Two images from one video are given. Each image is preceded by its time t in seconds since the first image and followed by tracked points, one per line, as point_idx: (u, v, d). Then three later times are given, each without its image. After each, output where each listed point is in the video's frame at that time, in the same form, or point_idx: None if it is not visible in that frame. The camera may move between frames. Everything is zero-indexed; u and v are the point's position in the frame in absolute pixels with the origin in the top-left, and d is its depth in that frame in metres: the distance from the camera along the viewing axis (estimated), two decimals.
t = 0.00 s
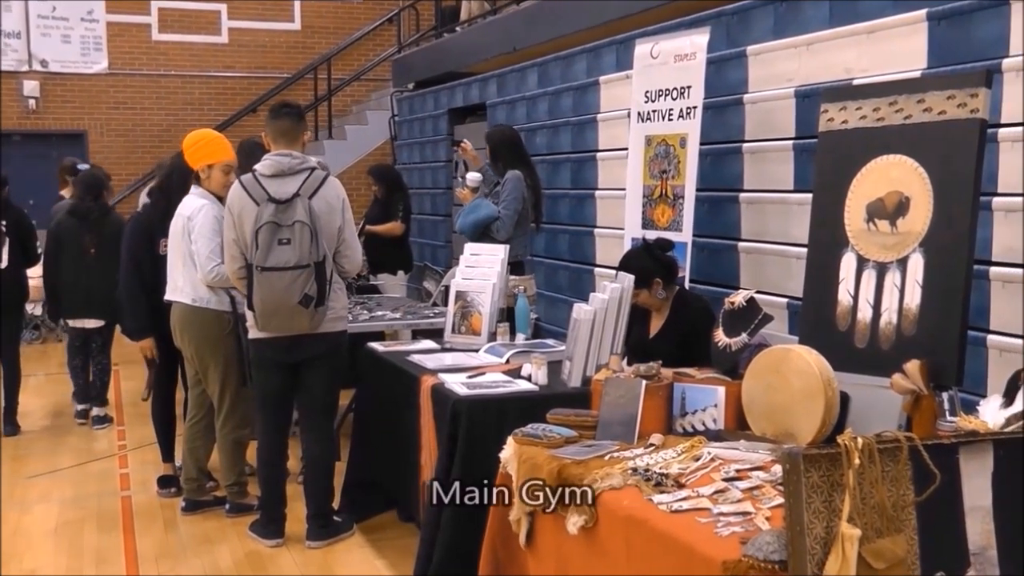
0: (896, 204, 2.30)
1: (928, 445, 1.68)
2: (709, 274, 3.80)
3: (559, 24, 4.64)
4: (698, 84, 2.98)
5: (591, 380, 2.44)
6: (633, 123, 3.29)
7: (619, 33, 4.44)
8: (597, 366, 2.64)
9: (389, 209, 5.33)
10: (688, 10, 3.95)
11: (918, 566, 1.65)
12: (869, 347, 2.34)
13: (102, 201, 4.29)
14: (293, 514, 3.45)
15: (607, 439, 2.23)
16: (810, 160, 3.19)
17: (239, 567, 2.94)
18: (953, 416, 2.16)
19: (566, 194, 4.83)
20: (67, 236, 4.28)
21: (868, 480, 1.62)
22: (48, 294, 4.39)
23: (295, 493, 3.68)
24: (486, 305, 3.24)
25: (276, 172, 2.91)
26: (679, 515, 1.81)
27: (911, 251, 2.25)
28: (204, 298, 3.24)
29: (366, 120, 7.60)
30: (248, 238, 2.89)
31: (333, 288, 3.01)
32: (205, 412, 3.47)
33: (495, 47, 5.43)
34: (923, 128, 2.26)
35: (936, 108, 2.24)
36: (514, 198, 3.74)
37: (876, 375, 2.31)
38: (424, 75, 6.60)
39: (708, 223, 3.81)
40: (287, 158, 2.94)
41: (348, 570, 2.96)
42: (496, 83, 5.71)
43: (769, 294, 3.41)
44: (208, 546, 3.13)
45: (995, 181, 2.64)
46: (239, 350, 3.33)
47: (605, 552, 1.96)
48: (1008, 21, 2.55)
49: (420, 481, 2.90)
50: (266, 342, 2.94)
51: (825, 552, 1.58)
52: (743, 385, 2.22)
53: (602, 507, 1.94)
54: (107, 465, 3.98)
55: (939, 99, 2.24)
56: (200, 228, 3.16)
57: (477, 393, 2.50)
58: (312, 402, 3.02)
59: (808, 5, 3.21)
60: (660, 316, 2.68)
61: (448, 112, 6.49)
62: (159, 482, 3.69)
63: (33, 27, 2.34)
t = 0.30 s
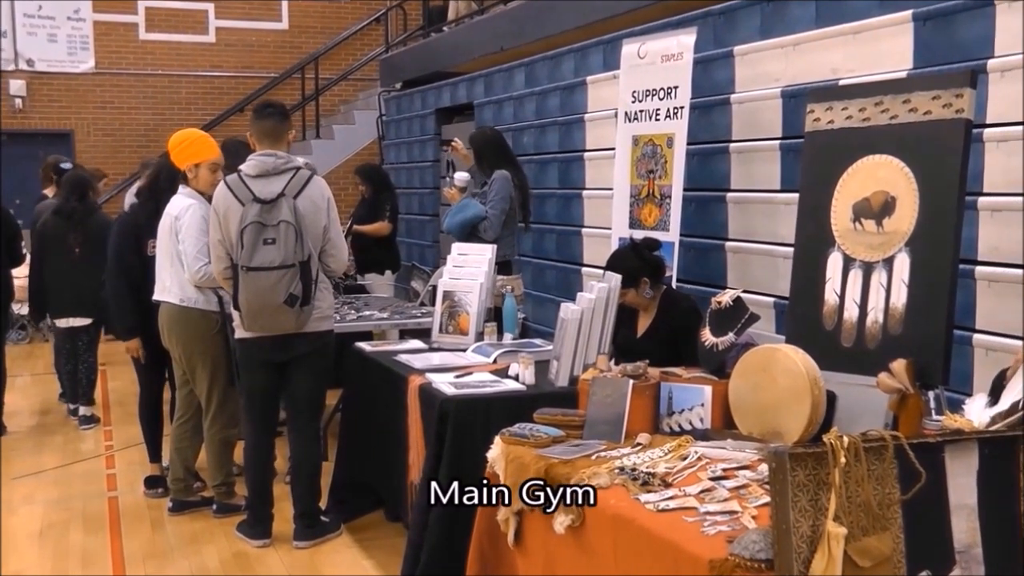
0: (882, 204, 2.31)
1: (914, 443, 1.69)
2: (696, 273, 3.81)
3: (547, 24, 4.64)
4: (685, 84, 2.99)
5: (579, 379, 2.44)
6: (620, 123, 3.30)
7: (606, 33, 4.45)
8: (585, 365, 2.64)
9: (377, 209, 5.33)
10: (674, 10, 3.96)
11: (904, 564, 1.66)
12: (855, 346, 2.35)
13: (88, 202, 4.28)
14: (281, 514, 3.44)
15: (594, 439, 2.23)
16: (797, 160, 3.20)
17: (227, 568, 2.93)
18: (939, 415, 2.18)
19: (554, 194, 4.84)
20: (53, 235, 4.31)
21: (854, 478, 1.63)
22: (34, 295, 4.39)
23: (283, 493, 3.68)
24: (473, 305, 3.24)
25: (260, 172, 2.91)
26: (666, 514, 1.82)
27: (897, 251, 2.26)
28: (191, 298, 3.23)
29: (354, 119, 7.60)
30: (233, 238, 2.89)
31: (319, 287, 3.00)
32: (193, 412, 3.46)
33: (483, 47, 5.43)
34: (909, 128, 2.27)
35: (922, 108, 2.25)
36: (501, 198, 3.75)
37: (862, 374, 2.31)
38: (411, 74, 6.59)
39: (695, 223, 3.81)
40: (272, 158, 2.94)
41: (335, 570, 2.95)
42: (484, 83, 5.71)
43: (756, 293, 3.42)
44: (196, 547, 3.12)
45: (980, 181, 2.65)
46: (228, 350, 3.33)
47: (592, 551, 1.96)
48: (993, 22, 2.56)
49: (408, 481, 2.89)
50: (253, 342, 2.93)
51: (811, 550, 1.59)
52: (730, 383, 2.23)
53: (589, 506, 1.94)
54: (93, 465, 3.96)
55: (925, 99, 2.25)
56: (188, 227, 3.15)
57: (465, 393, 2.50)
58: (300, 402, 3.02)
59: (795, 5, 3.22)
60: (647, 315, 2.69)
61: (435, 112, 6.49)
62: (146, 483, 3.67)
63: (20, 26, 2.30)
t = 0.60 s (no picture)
0: (867, 203, 2.32)
1: (897, 441, 1.69)
2: (682, 272, 3.81)
3: (533, 23, 4.64)
4: (671, 84, 2.99)
5: (564, 378, 2.44)
6: (607, 122, 3.30)
7: (592, 33, 4.45)
8: (571, 364, 2.64)
9: (364, 208, 5.33)
10: (659, 10, 3.97)
11: (888, 562, 1.67)
12: (841, 344, 2.36)
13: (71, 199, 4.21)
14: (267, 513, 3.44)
15: (580, 437, 2.23)
16: (783, 159, 3.21)
17: (213, 567, 2.92)
18: (924, 412, 2.18)
19: (540, 193, 4.84)
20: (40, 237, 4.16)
21: (839, 477, 1.63)
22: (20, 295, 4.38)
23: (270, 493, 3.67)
24: (460, 304, 3.24)
25: (245, 171, 2.90)
26: (652, 513, 1.82)
27: (883, 250, 2.27)
28: (177, 297, 3.22)
29: (340, 119, 7.58)
30: (217, 237, 2.89)
31: (303, 286, 2.99)
32: (179, 412, 3.49)
33: (469, 46, 5.43)
34: (894, 128, 2.28)
35: (908, 108, 2.26)
36: (486, 197, 3.75)
37: (848, 372, 2.32)
38: (398, 73, 6.58)
39: (681, 222, 3.82)
40: (256, 158, 2.92)
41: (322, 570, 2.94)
42: (470, 83, 5.71)
43: (742, 292, 3.43)
44: (183, 547, 3.11)
45: (965, 180, 2.67)
46: (214, 349, 3.33)
47: (578, 550, 1.96)
48: (978, 22, 2.58)
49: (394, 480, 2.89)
50: (239, 342, 2.93)
51: (796, 548, 1.60)
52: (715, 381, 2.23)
53: (575, 505, 1.94)
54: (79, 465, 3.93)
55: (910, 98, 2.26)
56: (174, 227, 3.15)
57: (450, 392, 2.50)
58: (286, 401, 3.02)
59: (781, 5, 3.23)
60: (634, 315, 2.69)
61: (422, 111, 6.49)
62: (132, 483, 3.66)
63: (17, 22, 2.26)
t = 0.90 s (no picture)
0: (853, 203, 2.33)
1: (881, 440, 1.70)
2: (668, 272, 3.82)
3: (519, 23, 4.64)
4: (657, 84, 3.00)
5: (550, 377, 2.45)
6: (592, 122, 3.30)
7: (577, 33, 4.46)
8: (557, 364, 2.65)
9: (349, 208, 5.35)
10: (644, 10, 3.98)
11: (871, 560, 1.68)
12: (825, 343, 2.37)
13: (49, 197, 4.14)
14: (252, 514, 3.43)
15: (566, 436, 2.24)
16: (768, 159, 3.22)
17: (199, 568, 2.91)
18: (909, 411, 2.19)
19: (526, 193, 4.84)
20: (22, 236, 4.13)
21: (823, 475, 1.64)
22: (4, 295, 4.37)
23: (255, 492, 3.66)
24: (445, 304, 3.24)
25: (230, 171, 2.88)
26: (637, 511, 1.82)
27: (867, 249, 2.28)
28: (163, 297, 3.21)
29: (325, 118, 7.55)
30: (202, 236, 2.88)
31: (288, 285, 2.98)
32: (165, 412, 3.48)
33: (455, 45, 5.43)
34: (879, 128, 2.29)
35: (892, 108, 2.27)
36: (471, 197, 3.76)
37: (833, 370, 2.33)
38: (384, 72, 6.57)
39: (666, 221, 3.83)
40: (241, 157, 2.91)
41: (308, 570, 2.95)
42: (456, 82, 5.71)
43: (726, 291, 3.45)
44: (170, 547, 3.11)
45: (949, 180, 2.68)
46: (201, 348, 3.33)
47: (564, 550, 1.97)
48: (962, 23, 2.59)
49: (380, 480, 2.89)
50: (224, 341, 2.94)
51: (780, 546, 1.61)
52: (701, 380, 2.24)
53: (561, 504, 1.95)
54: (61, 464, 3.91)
55: (894, 98, 2.27)
56: (160, 226, 3.14)
57: (436, 391, 2.50)
58: (272, 401, 3.01)
59: (766, 5, 3.25)
60: (619, 314, 2.69)
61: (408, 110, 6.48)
62: (117, 483, 3.65)
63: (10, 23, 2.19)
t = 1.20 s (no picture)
0: (838, 202, 2.34)
1: (867, 438, 1.70)
2: (655, 271, 3.83)
3: (506, 22, 4.64)
4: (643, 83, 3.01)
5: (537, 376, 2.45)
6: (578, 121, 3.30)
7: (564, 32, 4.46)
8: (543, 363, 2.65)
9: (337, 207, 5.26)
10: (631, 10, 3.98)
11: (856, 557, 1.68)
12: (812, 342, 2.38)
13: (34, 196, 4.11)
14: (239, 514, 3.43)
15: (553, 436, 2.24)
16: (755, 158, 3.23)
17: (185, 568, 2.91)
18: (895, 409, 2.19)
19: (513, 192, 4.84)
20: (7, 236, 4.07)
21: (809, 473, 1.64)
22: None
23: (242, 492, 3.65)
24: (432, 303, 3.24)
25: (211, 168, 2.88)
26: (623, 510, 1.83)
27: (854, 248, 2.29)
28: (148, 297, 3.20)
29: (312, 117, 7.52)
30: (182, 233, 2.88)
31: (267, 284, 2.96)
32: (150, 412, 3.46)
33: (442, 45, 5.42)
34: (864, 127, 2.30)
35: (877, 108, 2.28)
36: (458, 196, 3.77)
37: (819, 369, 2.34)
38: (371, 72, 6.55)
39: (653, 221, 3.84)
40: (223, 154, 2.91)
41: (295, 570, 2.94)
42: (443, 82, 5.70)
43: (713, 290, 3.45)
44: (157, 547, 3.10)
45: (934, 179, 2.70)
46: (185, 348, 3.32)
47: (551, 549, 1.97)
48: (947, 22, 2.60)
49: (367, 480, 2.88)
50: (206, 340, 2.94)
51: (766, 544, 1.61)
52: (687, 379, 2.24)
53: (546, 503, 1.95)
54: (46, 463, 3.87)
55: (880, 98, 2.28)
56: (144, 226, 3.12)
57: (423, 390, 2.50)
58: (254, 402, 3.01)
59: (752, 5, 3.25)
60: (607, 313, 2.70)
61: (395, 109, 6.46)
62: (103, 483, 3.64)
63: None
